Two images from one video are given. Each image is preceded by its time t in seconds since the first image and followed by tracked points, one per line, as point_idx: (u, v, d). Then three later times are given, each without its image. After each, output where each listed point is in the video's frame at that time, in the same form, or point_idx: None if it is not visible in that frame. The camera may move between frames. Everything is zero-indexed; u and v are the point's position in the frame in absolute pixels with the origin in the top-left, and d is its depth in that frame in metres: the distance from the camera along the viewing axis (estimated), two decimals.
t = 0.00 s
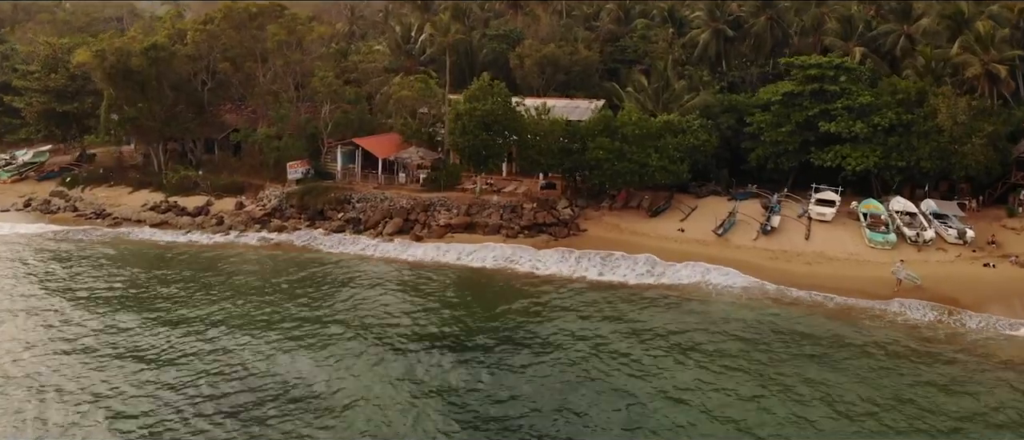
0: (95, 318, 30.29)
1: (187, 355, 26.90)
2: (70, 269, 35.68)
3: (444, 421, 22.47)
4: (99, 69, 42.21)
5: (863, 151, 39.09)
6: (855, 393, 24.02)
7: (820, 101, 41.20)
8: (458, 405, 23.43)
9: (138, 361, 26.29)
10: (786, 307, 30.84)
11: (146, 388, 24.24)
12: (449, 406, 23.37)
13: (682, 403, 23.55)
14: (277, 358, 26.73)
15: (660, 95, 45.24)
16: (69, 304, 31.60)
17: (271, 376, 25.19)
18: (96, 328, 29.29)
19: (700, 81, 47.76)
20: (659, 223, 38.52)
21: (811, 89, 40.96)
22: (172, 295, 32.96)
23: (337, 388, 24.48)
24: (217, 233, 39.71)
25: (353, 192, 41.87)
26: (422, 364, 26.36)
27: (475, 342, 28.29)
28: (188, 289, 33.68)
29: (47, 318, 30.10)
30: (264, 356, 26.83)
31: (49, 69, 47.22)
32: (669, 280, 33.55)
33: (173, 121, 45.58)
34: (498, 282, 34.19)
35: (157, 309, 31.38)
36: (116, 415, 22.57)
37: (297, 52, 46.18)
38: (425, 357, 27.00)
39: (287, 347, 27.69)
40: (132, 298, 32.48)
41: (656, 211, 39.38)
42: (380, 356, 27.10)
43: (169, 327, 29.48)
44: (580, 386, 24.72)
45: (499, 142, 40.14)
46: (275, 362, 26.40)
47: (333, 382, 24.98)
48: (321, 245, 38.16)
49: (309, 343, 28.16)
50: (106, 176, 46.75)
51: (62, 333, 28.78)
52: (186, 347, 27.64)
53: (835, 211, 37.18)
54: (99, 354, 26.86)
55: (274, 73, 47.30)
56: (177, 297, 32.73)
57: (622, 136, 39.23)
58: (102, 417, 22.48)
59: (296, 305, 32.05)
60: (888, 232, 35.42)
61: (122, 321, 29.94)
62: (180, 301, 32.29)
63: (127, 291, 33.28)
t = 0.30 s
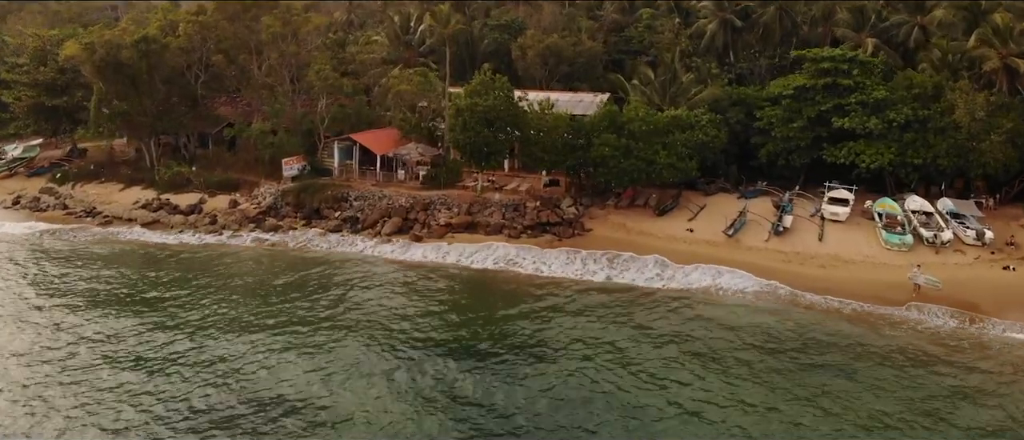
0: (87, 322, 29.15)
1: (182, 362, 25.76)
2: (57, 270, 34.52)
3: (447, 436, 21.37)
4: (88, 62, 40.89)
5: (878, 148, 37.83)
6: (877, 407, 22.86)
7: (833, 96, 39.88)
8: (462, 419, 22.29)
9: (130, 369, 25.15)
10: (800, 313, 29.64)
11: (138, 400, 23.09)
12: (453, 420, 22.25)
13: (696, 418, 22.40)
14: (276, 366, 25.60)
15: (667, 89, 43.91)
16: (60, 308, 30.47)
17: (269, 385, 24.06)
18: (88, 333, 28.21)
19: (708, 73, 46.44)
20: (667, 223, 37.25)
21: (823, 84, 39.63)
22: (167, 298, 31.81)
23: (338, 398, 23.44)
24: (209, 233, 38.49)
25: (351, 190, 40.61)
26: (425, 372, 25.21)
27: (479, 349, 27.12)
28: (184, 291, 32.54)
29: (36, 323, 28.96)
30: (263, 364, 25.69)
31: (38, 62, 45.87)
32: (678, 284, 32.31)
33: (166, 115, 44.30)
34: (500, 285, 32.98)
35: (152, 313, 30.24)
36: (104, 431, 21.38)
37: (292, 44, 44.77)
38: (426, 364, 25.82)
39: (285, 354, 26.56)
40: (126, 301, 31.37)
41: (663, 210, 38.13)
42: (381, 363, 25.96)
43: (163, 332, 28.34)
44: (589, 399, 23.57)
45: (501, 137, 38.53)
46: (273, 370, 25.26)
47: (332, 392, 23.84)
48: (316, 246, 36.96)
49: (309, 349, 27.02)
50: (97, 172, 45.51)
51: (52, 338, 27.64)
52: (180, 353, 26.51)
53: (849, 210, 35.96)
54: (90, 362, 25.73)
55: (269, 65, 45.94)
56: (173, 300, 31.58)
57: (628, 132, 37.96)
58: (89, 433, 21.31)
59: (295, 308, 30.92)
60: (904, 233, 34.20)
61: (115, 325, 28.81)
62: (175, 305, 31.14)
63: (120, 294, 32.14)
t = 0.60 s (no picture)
0: (77, 330, 28.02)
1: (176, 375, 24.69)
2: (44, 275, 33.31)
3: None
4: (76, 58, 39.54)
5: (893, 149, 36.56)
6: (902, 427, 21.69)
7: (846, 93, 38.58)
8: None
9: (121, 383, 24.09)
10: (815, 323, 28.41)
11: (127, 417, 22.04)
12: None
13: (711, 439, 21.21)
14: (272, 378, 24.53)
15: (674, 85, 42.60)
16: (48, 315, 29.32)
17: (264, 400, 22.99)
18: (78, 343, 27.07)
19: (715, 69, 45.13)
20: (674, 226, 36.00)
21: (837, 81, 38.31)
22: (160, 304, 30.67)
23: (335, 416, 22.36)
24: (201, 235, 37.29)
25: (347, 190, 39.36)
26: (428, 385, 24.08)
27: (482, 360, 25.96)
28: (177, 296, 31.40)
29: (23, 332, 27.82)
30: (258, 376, 24.62)
31: (26, 57, 44.50)
32: (687, 291, 31.06)
33: (158, 112, 43.00)
34: (503, 291, 31.78)
35: (145, 320, 29.13)
36: None
37: (288, 39, 43.19)
38: (430, 377, 24.67)
39: (282, 365, 25.45)
40: (117, 308, 30.19)
41: (671, 212, 36.87)
42: (383, 376, 24.83)
43: (156, 341, 27.21)
44: (598, 416, 22.39)
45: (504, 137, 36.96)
46: (269, 384, 24.15)
47: (331, 409, 22.74)
48: (313, 250, 35.77)
49: (307, 360, 25.92)
50: (88, 171, 44.24)
51: (39, 349, 26.51)
52: (174, 364, 25.41)
53: (864, 213, 34.77)
54: (79, 376, 24.60)
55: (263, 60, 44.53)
56: (166, 306, 30.45)
57: (634, 131, 36.68)
58: None
59: (293, 315, 29.78)
60: (921, 238, 32.94)
61: (105, 334, 27.68)
62: (169, 311, 30.01)
63: (112, 300, 30.98)
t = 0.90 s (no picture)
0: (64, 340, 26.90)
1: (165, 388, 23.58)
2: (30, 281, 32.13)
3: None
4: (63, 55, 38.20)
5: (909, 149, 35.31)
6: None
7: (860, 91, 37.30)
8: None
9: (108, 398, 22.98)
10: (833, 335, 27.21)
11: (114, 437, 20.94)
12: None
13: None
14: (266, 393, 23.42)
15: (682, 83, 41.31)
16: (36, 324, 28.15)
17: (257, 419, 21.88)
18: (66, 354, 25.94)
19: (724, 65, 43.82)
20: (683, 229, 34.76)
21: (851, 78, 37.01)
22: (152, 311, 29.54)
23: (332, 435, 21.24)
24: (194, 240, 36.09)
25: (344, 191, 38.12)
26: (430, 401, 22.98)
27: (486, 374, 24.81)
28: (170, 303, 30.26)
29: (8, 342, 26.68)
30: (252, 390, 23.52)
31: (13, 53, 43.15)
32: (698, 300, 29.83)
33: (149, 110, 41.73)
34: (506, 299, 30.57)
35: (134, 329, 27.99)
36: None
37: (283, 34, 41.80)
38: (432, 392, 23.56)
39: (280, 378, 24.35)
40: (108, 316, 29.04)
41: (679, 214, 35.63)
42: (384, 390, 23.74)
43: (148, 351, 26.09)
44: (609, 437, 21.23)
45: (507, 137, 35.48)
46: (266, 399, 23.06)
47: (330, 426, 21.66)
48: (308, 255, 34.57)
49: (307, 372, 24.83)
50: (77, 170, 42.98)
51: (25, 361, 25.39)
52: (166, 377, 24.30)
53: (880, 217, 33.56)
54: (67, 389, 23.48)
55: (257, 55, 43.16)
56: (158, 314, 29.31)
57: (642, 131, 35.46)
58: None
59: (291, 323, 28.66)
60: (940, 243, 31.70)
61: (95, 344, 26.53)
62: (161, 319, 28.89)
63: (102, 307, 29.81)
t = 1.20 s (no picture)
0: (50, 354, 25.80)
1: (155, 408, 22.51)
2: (16, 290, 30.97)
3: None
4: (50, 54, 36.86)
5: (927, 152, 34.05)
6: None
7: (876, 91, 36.00)
8: None
9: (95, 419, 21.91)
10: (851, 351, 26.03)
11: None
12: None
13: None
14: (260, 413, 22.35)
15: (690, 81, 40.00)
16: (21, 336, 27.03)
17: None
18: (51, 370, 24.81)
19: (732, 62, 42.51)
20: (692, 235, 33.55)
21: (866, 78, 35.71)
22: (143, 321, 28.42)
23: None
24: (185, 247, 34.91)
25: (341, 194, 36.88)
26: (431, 424, 21.88)
27: (490, 392, 23.67)
28: (161, 313, 29.13)
29: None
30: (245, 411, 22.44)
31: None
32: (709, 312, 28.65)
33: (140, 109, 40.45)
34: (508, 310, 29.37)
35: (124, 340, 26.89)
36: None
37: (277, 30, 40.44)
38: (434, 413, 22.44)
39: (276, 397, 23.25)
40: (96, 326, 27.92)
41: (688, 219, 34.41)
42: (385, 410, 22.65)
43: (137, 367, 24.98)
44: None
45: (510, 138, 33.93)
46: (260, 420, 21.99)
47: None
48: (304, 261, 33.40)
49: (302, 389, 23.74)
50: (66, 170, 41.72)
51: (9, 377, 24.32)
52: (157, 395, 23.21)
53: (896, 224, 32.36)
54: (52, 410, 22.38)
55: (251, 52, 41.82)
56: (149, 324, 28.20)
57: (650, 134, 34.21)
58: None
59: (287, 333, 27.58)
60: (960, 252, 30.46)
61: (82, 358, 25.41)
62: (152, 330, 27.77)
63: (89, 317, 28.69)
